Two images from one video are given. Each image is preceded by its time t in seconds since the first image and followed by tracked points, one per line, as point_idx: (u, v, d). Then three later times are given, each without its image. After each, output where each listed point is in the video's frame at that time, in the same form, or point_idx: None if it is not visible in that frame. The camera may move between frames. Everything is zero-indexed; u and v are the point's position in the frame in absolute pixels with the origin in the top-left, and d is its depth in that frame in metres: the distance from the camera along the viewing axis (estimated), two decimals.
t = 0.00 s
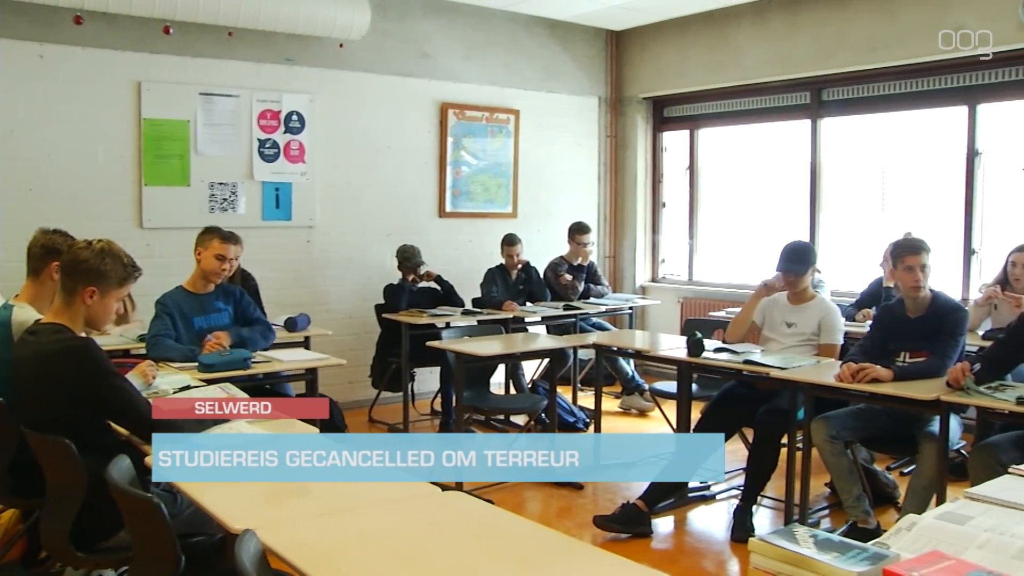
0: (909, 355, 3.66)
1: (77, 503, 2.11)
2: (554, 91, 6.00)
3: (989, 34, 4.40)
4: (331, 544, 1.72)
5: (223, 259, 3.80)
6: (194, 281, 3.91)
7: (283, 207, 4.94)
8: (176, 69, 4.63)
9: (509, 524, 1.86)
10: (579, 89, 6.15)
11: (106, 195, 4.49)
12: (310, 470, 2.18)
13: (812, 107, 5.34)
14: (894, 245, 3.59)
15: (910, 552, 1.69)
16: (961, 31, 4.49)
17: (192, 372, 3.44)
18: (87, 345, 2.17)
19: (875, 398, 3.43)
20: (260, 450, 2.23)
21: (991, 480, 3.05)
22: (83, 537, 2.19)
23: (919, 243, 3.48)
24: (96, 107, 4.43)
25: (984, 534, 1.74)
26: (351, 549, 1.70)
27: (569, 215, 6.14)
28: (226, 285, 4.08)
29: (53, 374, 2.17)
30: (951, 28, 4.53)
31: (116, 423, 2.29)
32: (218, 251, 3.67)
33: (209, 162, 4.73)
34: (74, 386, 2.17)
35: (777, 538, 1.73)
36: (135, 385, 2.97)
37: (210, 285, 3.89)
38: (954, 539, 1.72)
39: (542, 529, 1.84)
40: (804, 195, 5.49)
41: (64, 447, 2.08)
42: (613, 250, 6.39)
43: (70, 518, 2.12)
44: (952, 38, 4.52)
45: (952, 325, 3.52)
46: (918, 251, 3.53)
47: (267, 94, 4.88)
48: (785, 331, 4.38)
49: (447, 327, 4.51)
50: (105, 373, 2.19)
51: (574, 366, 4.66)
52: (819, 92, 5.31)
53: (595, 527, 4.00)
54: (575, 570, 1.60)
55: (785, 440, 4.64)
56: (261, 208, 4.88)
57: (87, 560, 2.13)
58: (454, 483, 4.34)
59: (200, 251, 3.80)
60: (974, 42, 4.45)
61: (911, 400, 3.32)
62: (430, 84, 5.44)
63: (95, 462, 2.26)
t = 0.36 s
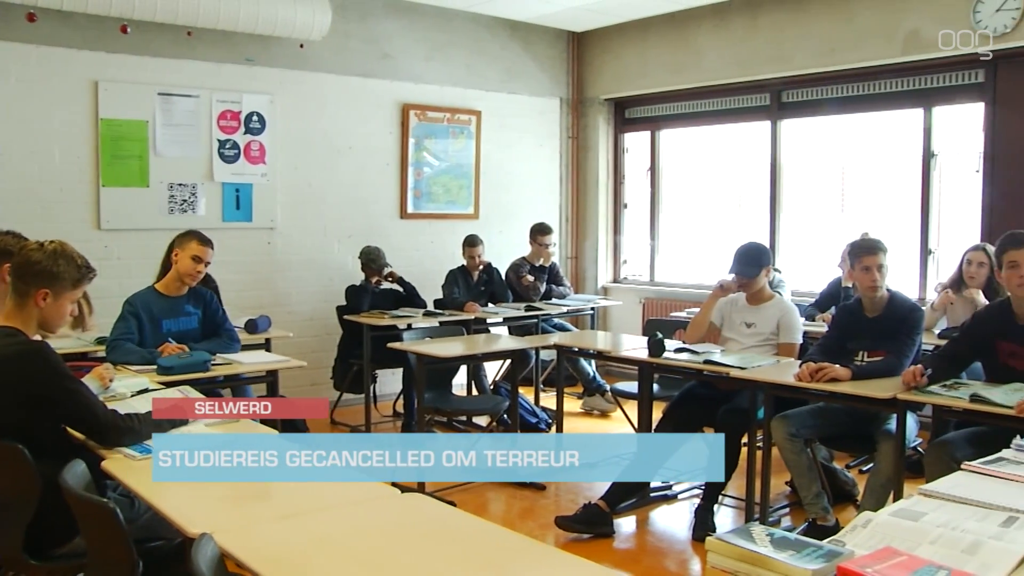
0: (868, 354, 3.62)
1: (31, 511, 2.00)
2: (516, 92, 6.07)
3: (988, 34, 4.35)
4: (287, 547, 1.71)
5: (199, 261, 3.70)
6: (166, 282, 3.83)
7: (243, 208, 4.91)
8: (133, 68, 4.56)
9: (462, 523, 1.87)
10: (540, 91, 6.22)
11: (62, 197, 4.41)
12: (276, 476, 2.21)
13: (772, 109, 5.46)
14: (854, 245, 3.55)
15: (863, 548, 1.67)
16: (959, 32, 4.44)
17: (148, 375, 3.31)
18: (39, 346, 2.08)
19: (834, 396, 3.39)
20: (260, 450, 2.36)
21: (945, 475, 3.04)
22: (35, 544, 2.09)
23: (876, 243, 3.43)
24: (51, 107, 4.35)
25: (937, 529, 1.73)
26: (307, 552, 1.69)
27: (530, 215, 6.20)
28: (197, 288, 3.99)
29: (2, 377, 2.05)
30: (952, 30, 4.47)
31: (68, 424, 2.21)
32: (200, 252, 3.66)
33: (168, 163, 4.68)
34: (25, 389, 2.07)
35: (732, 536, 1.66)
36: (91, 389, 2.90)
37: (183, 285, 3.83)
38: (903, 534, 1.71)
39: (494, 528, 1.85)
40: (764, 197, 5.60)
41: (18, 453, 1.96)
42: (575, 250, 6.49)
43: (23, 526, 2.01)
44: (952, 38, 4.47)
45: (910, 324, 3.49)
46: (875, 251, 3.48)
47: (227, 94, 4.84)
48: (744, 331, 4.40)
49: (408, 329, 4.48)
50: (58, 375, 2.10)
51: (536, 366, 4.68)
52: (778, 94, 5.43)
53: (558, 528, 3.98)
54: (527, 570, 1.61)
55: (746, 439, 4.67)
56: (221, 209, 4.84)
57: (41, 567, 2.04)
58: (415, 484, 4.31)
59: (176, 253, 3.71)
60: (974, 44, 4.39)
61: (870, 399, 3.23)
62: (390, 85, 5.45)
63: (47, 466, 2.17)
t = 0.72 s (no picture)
0: (835, 354, 3.65)
1: None
2: (485, 93, 6.08)
3: (988, 33, 4.30)
4: (256, 550, 1.71)
5: (171, 264, 3.61)
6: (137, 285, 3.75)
7: (212, 209, 4.88)
8: (99, 68, 4.51)
9: (428, 523, 1.88)
10: (511, 92, 6.23)
11: (27, 198, 4.34)
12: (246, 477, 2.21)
13: (741, 110, 5.50)
14: (819, 247, 3.60)
15: (828, 547, 1.68)
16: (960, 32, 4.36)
17: (116, 377, 3.25)
18: None
19: (802, 396, 3.38)
20: (259, 451, 2.38)
21: (910, 473, 3.03)
22: None
23: (842, 243, 3.48)
24: (16, 106, 4.28)
25: (901, 527, 1.74)
26: (276, 555, 1.69)
27: (501, 216, 6.21)
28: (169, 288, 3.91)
29: None
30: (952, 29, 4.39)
31: (33, 430, 2.23)
32: (172, 257, 3.57)
33: (135, 164, 4.63)
34: None
35: (700, 536, 1.66)
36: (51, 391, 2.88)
37: (154, 289, 3.75)
38: (867, 533, 1.73)
39: (459, 528, 1.87)
40: (733, 198, 5.65)
41: None
42: (546, 252, 6.50)
43: None
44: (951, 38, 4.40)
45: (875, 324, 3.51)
46: (842, 252, 3.52)
47: (196, 95, 4.81)
48: (713, 331, 4.41)
49: (379, 330, 4.49)
50: (18, 376, 2.14)
51: (507, 367, 4.67)
52: (747, 96, 5.47)
53: (528, 529, 3.97)
54: (495, 569, 1.62)
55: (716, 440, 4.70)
56: (190, 210, 4.81)
57: None
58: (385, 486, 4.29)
59: (148, 257, 3.61)
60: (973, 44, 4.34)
61: (837, 399, 3.23)
62: (359, 86, 5.44)
63: (11, 470, 2.19)
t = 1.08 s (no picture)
0: (802, 354, 3.64)
1: None
2: (455, 94, 6.08)
3: (989, 33, 4.25)
4: (222, 554, 1.70)
5: (137, 267, 3.54)
6: (103, 287, 3.70)
7: (181, 211, 4.85)
8: (65, 68, 4.46)
9: (388, 524, 1.89)
10: (480, 93, 6.25)
11: None
12: (208, 481, 2.20)
13: (710, 112, 5.54)
14: (787, 247, 3.60)
15: (795, 545, 1.66)
16: (960, 31, 4.32)
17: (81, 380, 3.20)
18: None
19: (771, 397, 3.38)
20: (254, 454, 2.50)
21: (877, 473, 3.00)
22: None
23: (811, 244, 3.49)
24: None
25: (867, 526, 1.75)
26: (244, 558, 1.68)
27: (471, 218, 6.22)
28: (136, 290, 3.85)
29: None
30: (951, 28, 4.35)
31: None
32: (135, 258, 3.51)
33: (103, 165, 4.59)
34: None
35: (667, 536, 1.64)
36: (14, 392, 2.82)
37: (121, 291, 3.70)
38: (833, 531, 1.74)
39: (424, 529, 1.87)
40: (702, 199, 5.69)
41: None
42: (516, 253, 6.52)
43: None
44: (952, 38, 4.34)
45: (844, 324, 3.52)
46: (810, 252, 3.54)
47: (164, 95, 4.78)
48: (683, 331, 4.43)
49: (348, 332, 4.48)
50: None
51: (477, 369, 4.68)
52: (716, 97, 5.51)
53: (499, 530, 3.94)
54: (461, 570, 1.62)
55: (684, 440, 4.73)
56: (158, 212, 4.77)
57: None
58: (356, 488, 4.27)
59: (112, 260, 3.55)
60: (973, 42, 4.30)
61: (806, 399, 3.22)
62: (329, 87, 5.43)
63: None
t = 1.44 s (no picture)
0: (775, 354, 3.66)
1: None
2: (428, 95, 6.08)
3: (988, 33, 4.20)
4: (190, 558, 1.68)
5: (102, 269, 3.53)
6: (70, 291, 3.67)
7: (152, 212, 4.82)
8: (34, 67, 4.41)
9: (355, 526, 1.89)
10: (453, 94, 6.25)
11: None
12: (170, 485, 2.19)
13: (684, 113, 5.57)
14: (759, 248, 3.62)
15: (764, 545, 1.64)
16: (960, 31, 4.27)
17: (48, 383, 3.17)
18: None
19: (743, 397, 3.39)
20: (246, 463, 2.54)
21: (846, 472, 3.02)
22: None
23: (782, 244, 3.50)
24: None
25: (835, 524, 1.74)
26: (214, 562, 1.66)
27: (444, 219, 6.23)
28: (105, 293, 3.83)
29: None
30: (951, 28, 4.30)
31: None
32: (99, 259, 3.49)
33: (73, 166, 4.54)
34: None
35: (637, 535, 1.60)
36: None
37: (90, 294, 3.68)
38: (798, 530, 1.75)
39: (392, 529, 1.88)
40: (676, 199, 5.72)
41: None
42: (490, 254, 6.53)
43: None
44: (952, 38, 4.29)
45: (815, 323, 3.54)
46: (781, 252, 3.55)
47: (135, 95, 4.74)
48: (656, 332, 4.44)
49: (321, 333, 4.47)
50: None
51: (451, 369, 4.69)
52: (690, 98, 5.53)
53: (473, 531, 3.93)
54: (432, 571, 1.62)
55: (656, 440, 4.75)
56: (129, 213, 4.74)
57: None
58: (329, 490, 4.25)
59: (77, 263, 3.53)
60: (973, 41, 4.25)
61: (778, 398, 3.22)
62: (302, 87, 5.42)
63: None
